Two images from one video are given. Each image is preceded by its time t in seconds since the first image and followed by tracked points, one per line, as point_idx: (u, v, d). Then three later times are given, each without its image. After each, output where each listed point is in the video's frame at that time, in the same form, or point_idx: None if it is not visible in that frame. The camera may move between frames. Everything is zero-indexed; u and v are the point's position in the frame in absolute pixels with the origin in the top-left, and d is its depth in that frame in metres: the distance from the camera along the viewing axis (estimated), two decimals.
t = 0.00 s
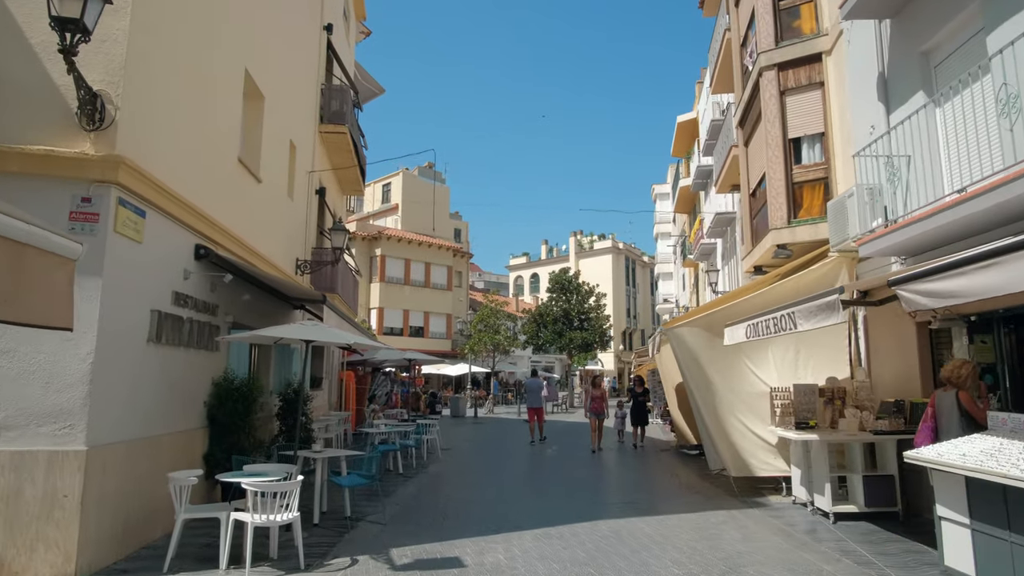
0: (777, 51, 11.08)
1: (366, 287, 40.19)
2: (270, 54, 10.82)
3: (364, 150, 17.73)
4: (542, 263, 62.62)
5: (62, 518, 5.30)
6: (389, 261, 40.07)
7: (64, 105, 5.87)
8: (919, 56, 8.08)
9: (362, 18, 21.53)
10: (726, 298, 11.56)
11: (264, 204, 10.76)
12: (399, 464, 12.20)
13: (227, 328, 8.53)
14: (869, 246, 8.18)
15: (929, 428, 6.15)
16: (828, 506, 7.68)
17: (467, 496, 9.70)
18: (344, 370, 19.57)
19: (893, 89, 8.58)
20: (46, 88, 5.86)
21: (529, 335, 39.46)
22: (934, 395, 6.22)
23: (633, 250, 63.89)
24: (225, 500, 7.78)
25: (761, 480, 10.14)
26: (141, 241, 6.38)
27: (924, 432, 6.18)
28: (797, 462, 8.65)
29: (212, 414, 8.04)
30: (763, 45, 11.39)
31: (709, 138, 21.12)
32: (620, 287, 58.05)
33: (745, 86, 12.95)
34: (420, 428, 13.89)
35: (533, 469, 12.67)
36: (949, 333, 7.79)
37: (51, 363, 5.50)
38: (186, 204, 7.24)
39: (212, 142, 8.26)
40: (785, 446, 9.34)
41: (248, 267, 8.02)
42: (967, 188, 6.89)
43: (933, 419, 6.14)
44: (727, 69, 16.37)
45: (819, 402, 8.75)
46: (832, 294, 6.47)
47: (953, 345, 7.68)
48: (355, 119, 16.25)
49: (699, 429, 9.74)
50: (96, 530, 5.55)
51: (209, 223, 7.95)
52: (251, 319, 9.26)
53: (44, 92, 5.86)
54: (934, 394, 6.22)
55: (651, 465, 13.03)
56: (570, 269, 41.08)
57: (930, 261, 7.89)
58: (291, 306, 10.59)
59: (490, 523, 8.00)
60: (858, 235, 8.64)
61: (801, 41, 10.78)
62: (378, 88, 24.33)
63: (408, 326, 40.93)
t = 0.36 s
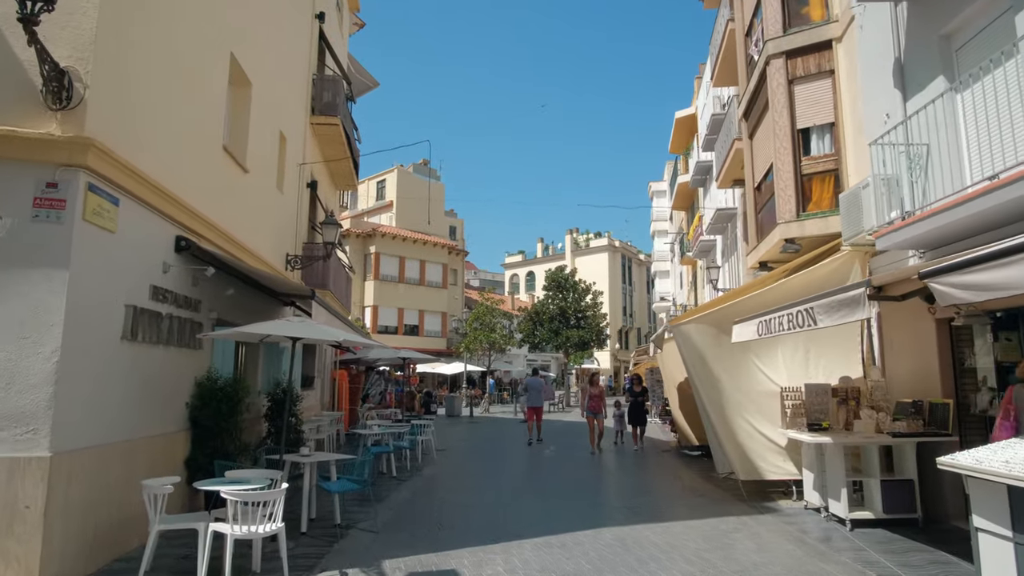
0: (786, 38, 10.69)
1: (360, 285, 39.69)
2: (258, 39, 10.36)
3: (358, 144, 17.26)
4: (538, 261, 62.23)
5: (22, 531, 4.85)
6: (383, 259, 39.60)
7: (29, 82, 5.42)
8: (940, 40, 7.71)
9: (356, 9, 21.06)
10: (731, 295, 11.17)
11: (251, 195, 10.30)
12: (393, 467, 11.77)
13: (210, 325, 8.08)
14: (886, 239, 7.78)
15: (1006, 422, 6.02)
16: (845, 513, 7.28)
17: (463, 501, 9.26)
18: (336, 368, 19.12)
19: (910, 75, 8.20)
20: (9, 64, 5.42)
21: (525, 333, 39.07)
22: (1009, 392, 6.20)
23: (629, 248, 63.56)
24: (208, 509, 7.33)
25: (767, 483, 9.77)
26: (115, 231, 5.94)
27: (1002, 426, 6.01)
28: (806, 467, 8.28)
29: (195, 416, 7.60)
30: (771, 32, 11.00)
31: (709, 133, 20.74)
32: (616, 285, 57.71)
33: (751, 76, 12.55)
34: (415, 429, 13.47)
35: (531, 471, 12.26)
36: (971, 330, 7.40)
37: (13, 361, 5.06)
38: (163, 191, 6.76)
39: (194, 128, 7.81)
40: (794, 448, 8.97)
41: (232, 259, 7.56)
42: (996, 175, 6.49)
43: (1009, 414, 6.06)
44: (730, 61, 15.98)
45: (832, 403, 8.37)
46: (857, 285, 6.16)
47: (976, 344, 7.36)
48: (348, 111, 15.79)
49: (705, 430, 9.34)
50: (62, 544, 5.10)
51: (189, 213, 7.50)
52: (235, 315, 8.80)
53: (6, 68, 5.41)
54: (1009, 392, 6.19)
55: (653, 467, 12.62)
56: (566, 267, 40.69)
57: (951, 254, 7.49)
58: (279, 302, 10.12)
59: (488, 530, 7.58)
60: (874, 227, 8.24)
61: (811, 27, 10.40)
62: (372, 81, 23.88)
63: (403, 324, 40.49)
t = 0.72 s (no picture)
0: (792, 24, 10.34)
1: (351, 283, 39.17)
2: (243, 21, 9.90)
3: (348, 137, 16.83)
4: (531, 260, 61.88)
5: None
6: (375, 257, 39.10)
7: None
8: (958, 22, 7.37)
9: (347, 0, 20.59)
10: (734, 291, 10.82)
11: (235, 185, 9.83)
12: (384, 469, 11.34)
13: (190, 319, 7.63)
14: (903, 229, 7.39)
15: None
16: (861, 518, 6.90)
17: (457, 505, 8.85)
18: (326, 368, 18.67)
19: (926, 59, 7.85)
20: None
21: (519, 332, 38.68)
22: None
23: (623, 247, 63.26)
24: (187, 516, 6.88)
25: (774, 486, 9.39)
26: (81, 215, 5.49)
27: None
28: (820, 470, 7.88)
29: (173, 416, 7.15)
30: (777, 19, 10.65)
31: (706, 129, 20.43)
32: (610, 284, 57.41)
33: (753, 67, 12.22)
34: (407, 430, 13.05)
35: (527, 474, 11.86)
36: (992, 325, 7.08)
37: None
38: (135, 173, 6.31)
39: (171, 108, 7.36)
40: (803, 450, 8.62)
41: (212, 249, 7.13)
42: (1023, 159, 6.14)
43: None
44: (729, 53, 15.66)
45: (844, 402, 8.00)
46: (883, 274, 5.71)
47: (998, 340, 7.01)
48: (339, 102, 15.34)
49: (710, 430, 8.97)
50: (20, 555, 4.65)
51: (165, 199, 7.04)
52: (216, 310, 8.36)
53: None
54: None
55: (654, 469, 12.24)
56: (560, 266, 40.33)
57: (972, 244, 7.11)
58: (265, 297, 9.68)
59: (485, 536, 7.17)
60: (889, 218, 7.85)
61: (818, 13, 10.06)
62: (364, 75, 23.35)
63: (395, 323, 40.02)
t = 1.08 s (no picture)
0: (779, 16, 10.14)
1: (324, 282, 38.40)
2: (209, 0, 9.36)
3: (322, 129, 16.29)
4: (507, 260, 61.55)
5: None
6: (349, 255, 38.39)
7: None
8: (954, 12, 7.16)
9: None
10: (719, 289, 10.56)
11: (198, 173, 9.29)
12: (356, 474, 10.86)
13: (145, 315, 7.09)
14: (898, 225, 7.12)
15: None
16: (854, 523, 6.64)
17: (433, 512, 8.41)
18: (297, 368, 18.08)
19: (920, 50, 7.63)
20: None
21: (495, 332, 38.28)
22: None
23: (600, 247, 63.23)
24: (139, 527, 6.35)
25: (760, 489, 9.12)
26: (17, 198, 4.97)
27: None
28: (810, 474, 7.61)
29: (125, 420, 6.61)
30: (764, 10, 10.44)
31: (687, 126, 20.25)
32: (586, 284, 57.32)
33: (739, 61, 11.99)
34: (380, 433, 12.58)
35: (505, 477, 11.46)
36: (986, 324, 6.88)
37: None
38: (82, 154, 5.77)
39: (125, 86, 6.82)
40: (791, 452, 8.35)
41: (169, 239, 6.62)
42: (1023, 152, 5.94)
43: None
44: (712, 49, 15.47)
45: (834, 403, 7.75)
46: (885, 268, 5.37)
47: (993, 339, 6.80)
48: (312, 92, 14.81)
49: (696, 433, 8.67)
50: None
51: (118, 184, 6.51)
52: (173, 304, 7.81)
53: None
54: None
55: (635, 472, 11.93)
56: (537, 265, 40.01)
57: (968, 240, 6.89)
58: (229, 291, 9.13)
59: (462, 546, 6.76)
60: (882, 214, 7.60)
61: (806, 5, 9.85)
62: (339, 67, 22.79)
63: (369, 322, 39.36)
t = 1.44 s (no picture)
0: (755, 10, 9.95)
1: (282, 279, 37.28)
2: None
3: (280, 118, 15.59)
4: (470, 259, 61.03)
5: None
6: (307, 252, 37.36)
7: None
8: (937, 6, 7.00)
9: None
10: (690, 288, 10.32)
11: (141, 158, 8.60)
12: (312, 480, 10.28)
13: (77, 310, 6.43)
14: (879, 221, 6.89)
15: None
16: (834, 529, 6.41)
17: (394, 521, 7.91)
18: (251, 368, 17.28)
19: (901, 45, 7.47)
20: None
21: (457, 331, 37.71)
22: None
23: (563, 248, 63.21)
24: (65, 545, 5.71)
25: (733, 493, 8.88)
26: None
27: None
28: (785, 477, 7.36)
29: (51, 426, 5.96)
30: (739, 4, 10.24)
31: (654, 126, 20.10)
32: (549, 284, 57.19)
33: (712, 56, 11.80)
34: (338, 436, 11.99)
35: (469, 482, 11.02)
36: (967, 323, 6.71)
37: None
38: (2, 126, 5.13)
39: (56, 56, 6.15)
40: (766, 455, 8.12)
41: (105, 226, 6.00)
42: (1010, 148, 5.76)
43: None
44: (682, 46, 15.29)
45: (812, 404, 7.53)
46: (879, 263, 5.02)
47: (974, 339, 6.65)
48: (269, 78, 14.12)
49: (670, 435, 8.37)
50: None
51: (45, 162, 5.85)
52: (109, 297, 7.17)
53: None
54: None
55: (603, 475, 11.63)
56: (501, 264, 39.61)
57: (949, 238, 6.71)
58: (174, 286, 8.51)
59: (427, 559, 6.29)
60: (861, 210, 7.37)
61: None
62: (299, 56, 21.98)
63: (328, 321, 38.38)
